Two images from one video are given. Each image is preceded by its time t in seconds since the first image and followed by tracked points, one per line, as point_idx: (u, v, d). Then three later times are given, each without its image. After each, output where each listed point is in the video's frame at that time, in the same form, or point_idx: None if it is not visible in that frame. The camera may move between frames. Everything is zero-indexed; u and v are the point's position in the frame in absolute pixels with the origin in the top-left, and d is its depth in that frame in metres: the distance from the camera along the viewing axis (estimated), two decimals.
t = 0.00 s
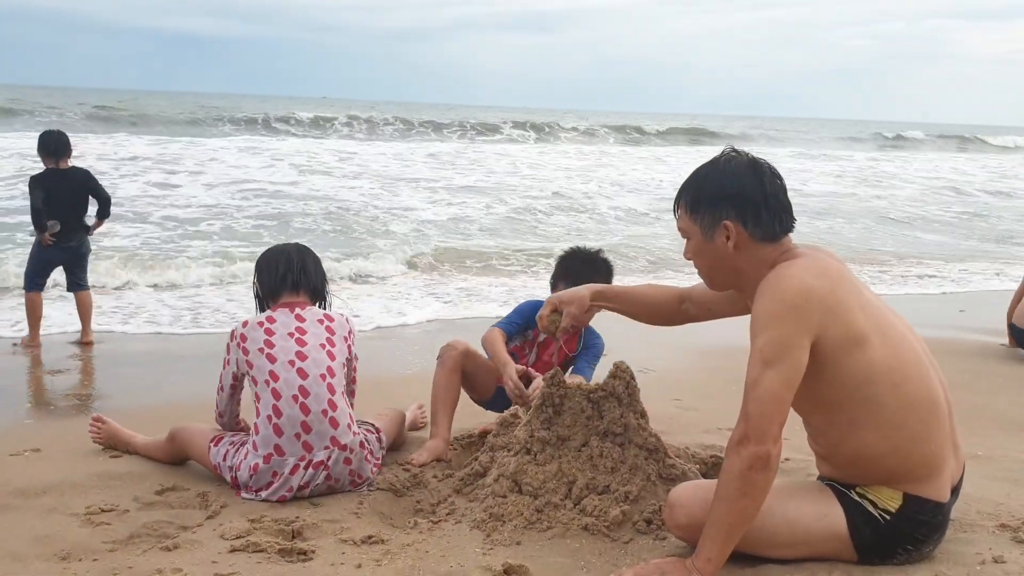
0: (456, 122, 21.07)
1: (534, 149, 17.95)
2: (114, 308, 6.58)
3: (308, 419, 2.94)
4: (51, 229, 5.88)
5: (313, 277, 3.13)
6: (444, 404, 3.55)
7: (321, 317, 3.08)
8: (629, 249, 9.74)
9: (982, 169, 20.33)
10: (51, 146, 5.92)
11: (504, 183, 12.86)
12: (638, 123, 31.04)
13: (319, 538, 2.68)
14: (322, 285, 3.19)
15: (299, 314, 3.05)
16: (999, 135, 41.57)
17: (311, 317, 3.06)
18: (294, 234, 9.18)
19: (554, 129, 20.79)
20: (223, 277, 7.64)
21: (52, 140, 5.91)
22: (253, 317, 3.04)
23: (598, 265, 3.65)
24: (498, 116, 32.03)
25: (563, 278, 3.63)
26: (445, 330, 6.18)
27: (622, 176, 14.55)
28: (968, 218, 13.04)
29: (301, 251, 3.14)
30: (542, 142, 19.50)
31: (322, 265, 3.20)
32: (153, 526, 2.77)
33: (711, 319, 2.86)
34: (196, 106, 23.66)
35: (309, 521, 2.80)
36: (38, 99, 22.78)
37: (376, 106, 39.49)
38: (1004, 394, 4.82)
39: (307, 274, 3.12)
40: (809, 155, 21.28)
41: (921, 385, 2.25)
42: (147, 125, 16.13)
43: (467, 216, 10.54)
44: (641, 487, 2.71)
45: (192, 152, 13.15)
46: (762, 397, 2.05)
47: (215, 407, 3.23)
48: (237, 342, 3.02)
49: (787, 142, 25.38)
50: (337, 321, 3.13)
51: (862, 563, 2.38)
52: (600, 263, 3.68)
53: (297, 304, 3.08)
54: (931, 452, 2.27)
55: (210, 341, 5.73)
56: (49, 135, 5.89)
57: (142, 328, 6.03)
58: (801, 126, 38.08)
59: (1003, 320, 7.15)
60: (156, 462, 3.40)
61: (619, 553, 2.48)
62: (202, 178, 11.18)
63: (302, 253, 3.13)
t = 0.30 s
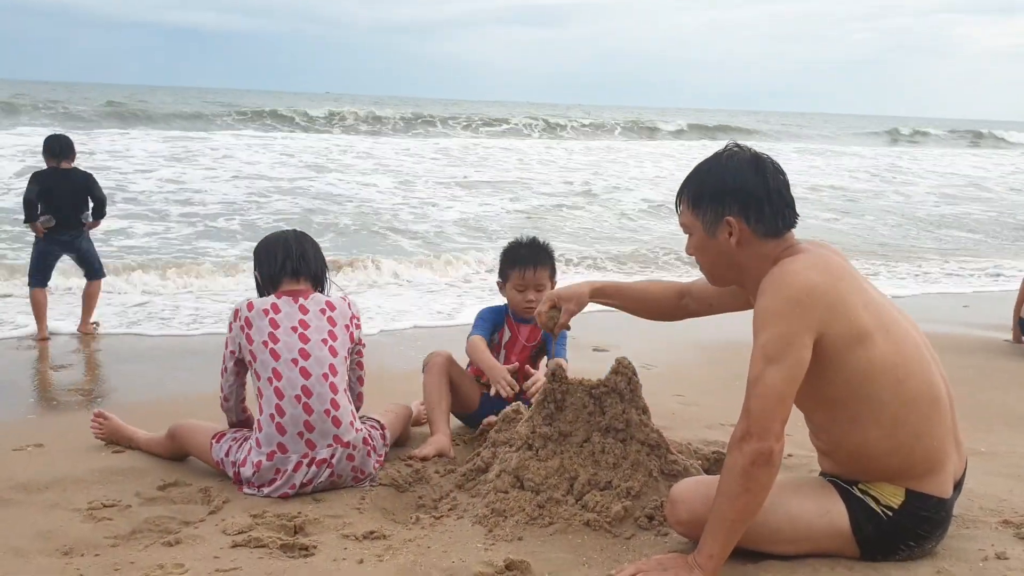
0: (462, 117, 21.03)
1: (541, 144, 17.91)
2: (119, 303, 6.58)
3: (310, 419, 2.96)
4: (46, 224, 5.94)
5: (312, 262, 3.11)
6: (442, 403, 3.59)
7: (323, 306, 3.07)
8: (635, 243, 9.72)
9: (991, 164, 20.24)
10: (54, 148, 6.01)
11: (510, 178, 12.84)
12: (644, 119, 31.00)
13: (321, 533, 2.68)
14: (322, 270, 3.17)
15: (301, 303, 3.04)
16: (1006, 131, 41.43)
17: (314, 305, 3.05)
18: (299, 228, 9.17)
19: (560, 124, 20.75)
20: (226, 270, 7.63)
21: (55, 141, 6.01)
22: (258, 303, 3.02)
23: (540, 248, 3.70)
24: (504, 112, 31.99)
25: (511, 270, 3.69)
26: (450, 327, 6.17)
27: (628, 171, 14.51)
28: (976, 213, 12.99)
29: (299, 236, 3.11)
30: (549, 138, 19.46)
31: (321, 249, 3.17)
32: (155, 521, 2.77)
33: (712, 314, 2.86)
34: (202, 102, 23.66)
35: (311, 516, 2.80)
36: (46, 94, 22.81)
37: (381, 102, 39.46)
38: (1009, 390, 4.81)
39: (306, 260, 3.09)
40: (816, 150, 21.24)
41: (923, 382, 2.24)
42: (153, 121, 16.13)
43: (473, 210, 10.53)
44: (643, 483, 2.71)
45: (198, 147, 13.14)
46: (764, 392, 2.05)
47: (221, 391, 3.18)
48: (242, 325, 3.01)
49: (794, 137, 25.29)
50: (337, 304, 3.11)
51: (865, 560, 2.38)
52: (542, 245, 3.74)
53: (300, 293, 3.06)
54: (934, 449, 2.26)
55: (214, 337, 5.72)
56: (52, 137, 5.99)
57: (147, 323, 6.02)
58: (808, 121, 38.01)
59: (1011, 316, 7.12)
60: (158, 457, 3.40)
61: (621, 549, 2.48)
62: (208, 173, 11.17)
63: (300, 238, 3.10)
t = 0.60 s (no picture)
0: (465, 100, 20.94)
1: (546, 129, 17.85)
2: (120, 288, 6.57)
3: (313, 409, 2.98)
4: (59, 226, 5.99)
5: (304, 241, 3.01)
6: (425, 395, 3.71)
7: (326, 293, 3.05)
8: (638, 226, 9.70)
9: (996, 148, 20.13)
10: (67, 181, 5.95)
11: (512, 162, 12.80)
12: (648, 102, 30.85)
13: (322, 518, 2.69)
14: (322, 248, 3.06)
15: (300, 290, 3.01)
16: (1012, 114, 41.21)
17: (316, 291, 3.03)
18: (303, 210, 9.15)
19: (564, 108, 20.67)
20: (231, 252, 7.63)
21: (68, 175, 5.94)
22: (261, 284, 3.00)
23: (505, 222, 3.68)
24: (507, 96, 31.86)
25: (481, 247, 3.67)
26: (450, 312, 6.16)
27: (633, 155, 14.46)
28: (981, 196, 12.94)
29: (298, 212, 3.02)
30: (552, 122, 19.39)
31: (326, 227, 3.05)
32: (156, 506, 2.77)
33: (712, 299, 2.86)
34: (206, 86, 23.63)
35: (312, 501, 2.80)
36: (50, 78, 22.78)
37: (384, 85, 39.31)
38: (1013, 375, 4.79)
39: (296, 239, 3.00)
40: (821, 134, 21.15)
41: (926, 369, 2.23)
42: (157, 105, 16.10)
43: (476, 193, 10.50)
44: (644, 469, 2.70)
45: (202, 131, 13.12)
46: (765, 380, 2.04)
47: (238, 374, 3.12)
48: (244, 307, 2.99)
49: (801, 121, 25.18)
50: (340, 288, 3.10)
51: (865, 547, 2.37)
52: (507, 218, 3.71)
53: (304, 277, 3.03)
54: (935, 435, 2.26)
55: (216, 321, 5.72)
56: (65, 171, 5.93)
57: (149, 308, 6.02)
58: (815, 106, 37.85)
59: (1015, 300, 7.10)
60: (159, 441, 3.40)
61: (622, 534, 2.47)
62: (209, 156, 11.14)
63: (295, 217, 3.01)
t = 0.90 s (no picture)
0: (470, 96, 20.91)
1: (552, 124, 17.84)
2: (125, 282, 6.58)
3: (315, 409, 2.99)
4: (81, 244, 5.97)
5: (306, 241, 2.98)
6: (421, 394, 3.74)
7: (334, 295, 3.05)
8: (643, 220, 9.68)
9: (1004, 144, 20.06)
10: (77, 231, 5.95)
11: (518, 157, 12.79)
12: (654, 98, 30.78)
13: (325, 514, 2.69)
14: (327, 249, 3.01)
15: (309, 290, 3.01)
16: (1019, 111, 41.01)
17: (323, 293, 3.03)
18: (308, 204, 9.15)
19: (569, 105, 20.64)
20: (235, 245, 7.62)
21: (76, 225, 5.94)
22: (267, 286, 3.00)
23: (499, 218, 3.69)
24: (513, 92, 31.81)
25: (478, 247, 3.69)
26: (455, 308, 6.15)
27: (638, 151, 14.44)
28: (988, 191, 12.89)
29: (307, 209, 2.98)
30: (558, 118, 19.36)
31: (332, 230, 2.99)
32: (160, 501, 2.78)
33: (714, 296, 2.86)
34: (214, 81, 23.69)
35: (315, 497, 2.81)
36: (59, 73, 22.86)
37: (389, 80, 39.31)
38: (1018, 372, 4.78)
39: (297, 238, 2.98)
40: (828, 130, 21.08)
41: (928, 365, 2.23)
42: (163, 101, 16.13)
43: (481, 187, 10.48)
44: (647, 465, 2.70)
45: (207, 127, 13.13)
46: (767, 376, 2.04)
47: (238, 380, 3.13)
48: (250, 309, 2.99)
49: (807, 117, 25.12)
50: (349, 292, 3.09)
51: (869, 543, 2.37)
52: (503, 214, 3.71)
53: (313, 278, 3.03)
54: (937, 431, 2.26)
55: (220, 316, 5.72)
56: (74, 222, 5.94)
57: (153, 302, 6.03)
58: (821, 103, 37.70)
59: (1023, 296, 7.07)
60: (165, 436, 3.42)
61: (624, 530, 2.47)
62: (214, 151, 11.14)
63: (300, 216, 2.97)
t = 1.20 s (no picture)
0: (475, 96, 20.92)
1: (555, 124, 17.85)
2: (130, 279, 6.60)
3: (316, 408, 3.01)
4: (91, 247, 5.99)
5: (318, 243, 2.98)
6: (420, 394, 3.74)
7: (341, 297, 3.05)
8: (648, 218, 9.68)
9: (1009, 144, 20.03)
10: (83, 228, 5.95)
11: (522, 156, 12.81)
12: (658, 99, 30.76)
13: (329, 513, 2.70)
14: (339, 253, 3.00)
15: (318, 289, 3.02)
16: None
17: (332, 293, 3.03)
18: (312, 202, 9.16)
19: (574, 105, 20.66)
20: (240, 242, 7.64)
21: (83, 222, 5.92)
22: (278, 283, 3.02)
23: (509, 223, 3.67)
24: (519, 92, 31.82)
25: (485, 250, 3.68)
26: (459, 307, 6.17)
27: (641, 150, 14.44)
28: (993, 189, 12.88)
29: (321, 210, 2.96)
30: (563, 118, 19.37)
31: (344, 233, 2.97)
32: (164, 500, 2.80)
33: (717, 297, 2.87)
34: (218, 79, 23.73)
35: (319, 496, 2.82)
36: (64, 71, 22.90)
37: (394, 80, 39.32)
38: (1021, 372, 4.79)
39: (309, 238, 2.98)
40: (833, 130, 21.06)
41: (930, 365, 2.24)
42: (167, 100, 16.16)
43: (485, 186, 10.50)
44: (649, 465, 2.71)
45: (211, 125, 13.14)
46: (768, 377, 2.05)
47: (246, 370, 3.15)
48: (260, 304, 3.03)
49: (811, 117, 25.12)
50: (358, 294, 3.09)
51: (871, 544, 2.38)
52: (513, 220, 3.71)
53: (322, 278, 3.04)
54: (939, 431, 2.27)
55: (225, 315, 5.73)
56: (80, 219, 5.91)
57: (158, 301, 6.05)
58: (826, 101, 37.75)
59: None
60: (171, 434, 3.44)
61: (627, 530, 2.48)
62: (219, 151, 11.16)
63: (312, 218, 2.96)
